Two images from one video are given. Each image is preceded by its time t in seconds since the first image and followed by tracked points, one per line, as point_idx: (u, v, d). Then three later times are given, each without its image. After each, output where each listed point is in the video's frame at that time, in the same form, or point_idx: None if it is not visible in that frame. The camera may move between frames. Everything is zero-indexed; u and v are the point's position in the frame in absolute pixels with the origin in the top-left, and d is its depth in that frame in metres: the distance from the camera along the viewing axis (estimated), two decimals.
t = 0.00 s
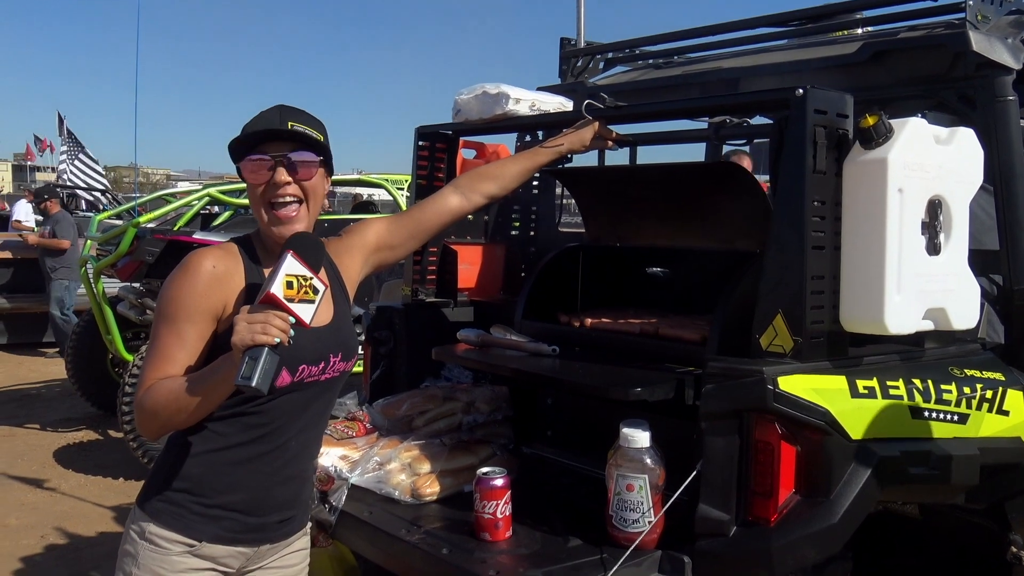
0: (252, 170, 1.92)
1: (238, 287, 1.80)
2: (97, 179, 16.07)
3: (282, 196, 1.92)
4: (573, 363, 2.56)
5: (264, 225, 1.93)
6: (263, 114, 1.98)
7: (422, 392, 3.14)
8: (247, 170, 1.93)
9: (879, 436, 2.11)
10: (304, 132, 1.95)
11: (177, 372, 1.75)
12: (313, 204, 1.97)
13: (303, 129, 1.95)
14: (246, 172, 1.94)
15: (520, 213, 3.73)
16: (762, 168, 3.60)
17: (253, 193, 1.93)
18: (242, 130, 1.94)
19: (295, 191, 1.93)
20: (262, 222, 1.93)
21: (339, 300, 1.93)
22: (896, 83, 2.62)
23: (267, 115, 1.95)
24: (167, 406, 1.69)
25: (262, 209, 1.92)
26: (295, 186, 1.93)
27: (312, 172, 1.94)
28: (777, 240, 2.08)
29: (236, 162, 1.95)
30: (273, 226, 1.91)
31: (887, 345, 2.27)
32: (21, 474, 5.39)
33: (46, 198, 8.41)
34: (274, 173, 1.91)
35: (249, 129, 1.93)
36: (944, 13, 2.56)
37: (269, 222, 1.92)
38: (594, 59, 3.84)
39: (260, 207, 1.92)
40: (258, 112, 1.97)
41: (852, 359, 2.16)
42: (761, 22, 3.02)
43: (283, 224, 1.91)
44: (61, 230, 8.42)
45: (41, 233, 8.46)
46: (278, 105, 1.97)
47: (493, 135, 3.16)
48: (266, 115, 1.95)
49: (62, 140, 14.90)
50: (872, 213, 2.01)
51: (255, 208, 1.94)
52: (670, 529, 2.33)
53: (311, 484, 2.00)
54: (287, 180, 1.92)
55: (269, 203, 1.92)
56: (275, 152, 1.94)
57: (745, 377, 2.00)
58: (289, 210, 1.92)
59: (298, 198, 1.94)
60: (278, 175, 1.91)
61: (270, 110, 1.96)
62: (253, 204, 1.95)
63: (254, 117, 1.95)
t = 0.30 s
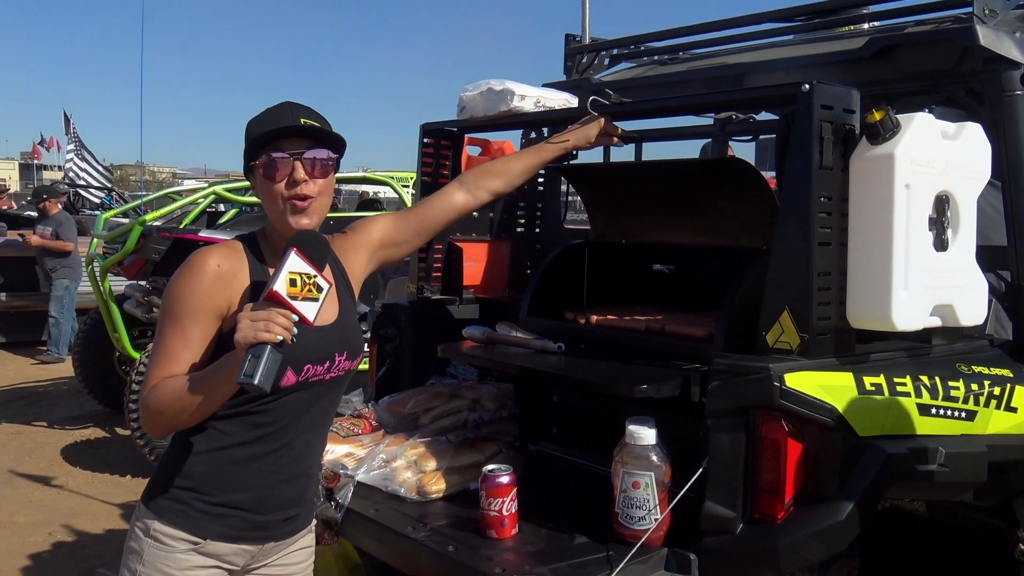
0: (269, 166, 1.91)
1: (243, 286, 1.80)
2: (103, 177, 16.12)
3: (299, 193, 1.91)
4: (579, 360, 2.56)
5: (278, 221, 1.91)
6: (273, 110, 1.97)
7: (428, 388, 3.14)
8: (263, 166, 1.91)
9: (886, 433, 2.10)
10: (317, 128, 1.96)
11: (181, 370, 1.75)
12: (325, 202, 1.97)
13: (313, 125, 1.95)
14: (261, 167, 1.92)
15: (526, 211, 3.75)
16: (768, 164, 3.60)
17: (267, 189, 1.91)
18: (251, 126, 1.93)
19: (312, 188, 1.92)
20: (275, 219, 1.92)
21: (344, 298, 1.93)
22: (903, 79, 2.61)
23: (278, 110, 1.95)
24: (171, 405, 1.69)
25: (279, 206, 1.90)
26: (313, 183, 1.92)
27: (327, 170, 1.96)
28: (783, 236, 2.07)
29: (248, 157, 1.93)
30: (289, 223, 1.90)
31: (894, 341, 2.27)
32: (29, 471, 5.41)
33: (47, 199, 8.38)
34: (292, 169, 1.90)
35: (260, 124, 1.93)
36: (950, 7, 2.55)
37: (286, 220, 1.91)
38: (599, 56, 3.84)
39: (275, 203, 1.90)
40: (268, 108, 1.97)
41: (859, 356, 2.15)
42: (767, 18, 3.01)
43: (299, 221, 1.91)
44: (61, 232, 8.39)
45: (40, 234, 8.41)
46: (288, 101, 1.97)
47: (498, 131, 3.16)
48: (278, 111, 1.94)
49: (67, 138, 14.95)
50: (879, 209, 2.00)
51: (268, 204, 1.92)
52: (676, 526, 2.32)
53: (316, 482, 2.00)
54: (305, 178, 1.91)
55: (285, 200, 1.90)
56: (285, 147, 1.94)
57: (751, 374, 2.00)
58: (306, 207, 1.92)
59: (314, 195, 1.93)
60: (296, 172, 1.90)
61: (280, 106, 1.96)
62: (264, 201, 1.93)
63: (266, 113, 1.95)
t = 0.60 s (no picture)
0: (273, 166, 1.90)
1: (245, 284, 1.80)
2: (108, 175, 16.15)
3: (304, 193, 1.91)
4: (585, 358, 2.55)
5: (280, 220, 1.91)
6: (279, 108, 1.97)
7: (434, 386, 3.14)
8: (269, 164, 1.91)
9: (894, 432, 2.08)
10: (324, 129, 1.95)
11: (185, 370, 1.75)
12: (329, 203, 1.98)
13: (321, 126, 1.95)
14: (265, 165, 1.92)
15: (532, 208, 3.71)
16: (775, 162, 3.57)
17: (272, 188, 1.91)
18: (256, 122, 1.94)
19: (316, 188, 1.93)
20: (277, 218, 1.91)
21: (348, 295, 1.93)
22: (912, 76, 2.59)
23: (285, 108, 1.95)
24: (176, 404, 1.69)
25: (283, 206, 1.90)
26: (318, 184, 1.93)
27: (332, 172, 1.96)
28: (791, 234, 2.06)
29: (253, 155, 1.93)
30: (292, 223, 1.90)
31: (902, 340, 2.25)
32: (36, 469, 5.43)
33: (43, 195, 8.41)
34: (298, 169, 1.90)
35: (266, 120, 1.93)
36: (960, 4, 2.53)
37: (289, 219, 1.90)
38: (606, 53, 3.83)
39: (279, 202, 1.90)
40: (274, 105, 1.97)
41: (867, 354, 2.14)
42: (774, 15, 3.00)
43: (304, 221, 1.91)
44: (54, 232, 8.33)
45: (34, 230, 8.40)
46: (295, 99, 1.97)
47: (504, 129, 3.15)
48: (286, 110, 1.94)
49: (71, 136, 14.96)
50: (887, 206, 1.99)
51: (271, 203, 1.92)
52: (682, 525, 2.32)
53: (322, 479, 2.00)
54: (310, 178, 1.91)
55: (290, 199, 1.91)
56: (291, 145, 1.94)
57: (758, 372, 1.99)
58: (310, 207, 1.92)
59: (318, 196, 1.94)
60: (302, 172, 1.90)
61: (288, 103, 1.97)
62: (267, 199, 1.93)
63: (271, 110, 1.95)
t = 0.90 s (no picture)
0: (263, 153, 1.91)
1: (242, 280, 1.79)
2: (107, 171, 16.12)
3: (292, 177, 1.90)
4: (584, 355, 2.55)
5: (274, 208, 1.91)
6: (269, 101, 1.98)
7: (432, 383, 3.13)
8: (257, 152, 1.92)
9: (894, 430, 2.08)
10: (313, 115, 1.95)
11: (185, 367, 1.75)
12: (321, 188, 1.95)
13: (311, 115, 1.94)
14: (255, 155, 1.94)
15: (531, 206, 3.73)
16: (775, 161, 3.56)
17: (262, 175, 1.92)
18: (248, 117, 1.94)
19: (305, 172, 1.91)
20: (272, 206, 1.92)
21: (344, 291, 1.92)
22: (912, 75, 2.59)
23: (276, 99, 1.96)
24: (175, 401, 1.69)
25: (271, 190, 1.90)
26: (306, 167, 1.91)
27: (322, 156, 1.94)
28: (791, 231, 2.06)
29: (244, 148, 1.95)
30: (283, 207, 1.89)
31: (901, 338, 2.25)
32: (34, 465, 5.42)
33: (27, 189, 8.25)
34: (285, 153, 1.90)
35: (258, 112, 1.93)
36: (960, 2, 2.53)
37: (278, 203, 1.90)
38: (606, 50, 3.82)
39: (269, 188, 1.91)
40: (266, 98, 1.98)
41: (866, 353, 2.14)
42: (775, 13, 3.00)
43: (292, 204, 1.90)
44: (36, 226, 8.21)
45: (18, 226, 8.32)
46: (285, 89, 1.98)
47: (503, 126, 3.14)
48: (275, 98, 1.95)
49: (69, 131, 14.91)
50: (887, 204, 1.98)
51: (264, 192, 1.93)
52: (679, 522, 2.32)
53: (319, 475, 2.00)
54: (298, 162, 1.90)
55: (279, 184, 1.90)
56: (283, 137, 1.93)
57: (757, 370, 1.99)
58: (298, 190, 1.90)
59: (308, 180, 1.92)
60: (290, 156, 1.90)
61: (279, 96, 1.96)
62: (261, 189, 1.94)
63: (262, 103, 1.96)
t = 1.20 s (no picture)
0: (256, 153, 1.90)
1: (233, 276, 1.80)
2: (103, 170, 16.08)
3: (288, 179, 1.90)
4: (582, 351, 2.55)
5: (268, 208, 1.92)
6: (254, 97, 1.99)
7: (430, 379, 3.13)
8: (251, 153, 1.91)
9: (892, 424, 2.08)
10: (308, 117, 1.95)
11: (177, 364, 1.75)
12: (314, 190, 1.97)
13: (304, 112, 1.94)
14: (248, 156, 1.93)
15: (529, 202, 3.75)
16: (772, 156, 3.56)
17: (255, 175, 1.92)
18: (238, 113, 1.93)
19: (301, 175, 1.92)
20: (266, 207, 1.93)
21: (336, 285, 1.93)
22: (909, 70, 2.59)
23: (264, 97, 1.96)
24: (166, 397, 1.69)
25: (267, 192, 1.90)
26: (302, 171, 1.92)
27: (317, 159, 1.95)
28: (788, 226, 2.06)
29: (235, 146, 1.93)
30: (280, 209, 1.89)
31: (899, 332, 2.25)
32: (31, 464, 5.41)
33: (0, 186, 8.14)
34: (282, 157, 1.90)
35: (249, 110, 1.92)
36: None
37: (274, 206, 1.91)
38: (603, 47, 3.82)
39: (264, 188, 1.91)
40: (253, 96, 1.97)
41: (864, 347, 2.14)
42: (771, 8, 3.00)
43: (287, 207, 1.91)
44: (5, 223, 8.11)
45: None
46: (278, 88, 1.96)
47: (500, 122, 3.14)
48: (270, 98, 1.93)
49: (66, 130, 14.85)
50: (885, 199, 1.98)
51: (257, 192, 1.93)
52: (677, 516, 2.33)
53: (313, 470, 2.01)
54: (295, 165, 1.91)
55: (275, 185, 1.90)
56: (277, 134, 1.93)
57: (755, 365, 1.99)
58: (294, 194, 1.91)
59: (303, 183, 1.93)
60: (287, 159, 1.90)
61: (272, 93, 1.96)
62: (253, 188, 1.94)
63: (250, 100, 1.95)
